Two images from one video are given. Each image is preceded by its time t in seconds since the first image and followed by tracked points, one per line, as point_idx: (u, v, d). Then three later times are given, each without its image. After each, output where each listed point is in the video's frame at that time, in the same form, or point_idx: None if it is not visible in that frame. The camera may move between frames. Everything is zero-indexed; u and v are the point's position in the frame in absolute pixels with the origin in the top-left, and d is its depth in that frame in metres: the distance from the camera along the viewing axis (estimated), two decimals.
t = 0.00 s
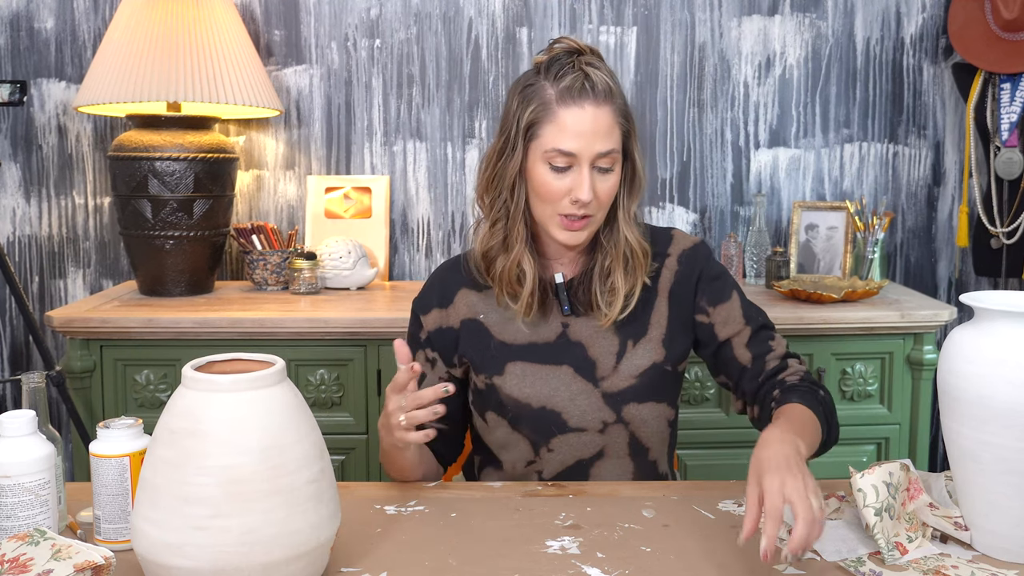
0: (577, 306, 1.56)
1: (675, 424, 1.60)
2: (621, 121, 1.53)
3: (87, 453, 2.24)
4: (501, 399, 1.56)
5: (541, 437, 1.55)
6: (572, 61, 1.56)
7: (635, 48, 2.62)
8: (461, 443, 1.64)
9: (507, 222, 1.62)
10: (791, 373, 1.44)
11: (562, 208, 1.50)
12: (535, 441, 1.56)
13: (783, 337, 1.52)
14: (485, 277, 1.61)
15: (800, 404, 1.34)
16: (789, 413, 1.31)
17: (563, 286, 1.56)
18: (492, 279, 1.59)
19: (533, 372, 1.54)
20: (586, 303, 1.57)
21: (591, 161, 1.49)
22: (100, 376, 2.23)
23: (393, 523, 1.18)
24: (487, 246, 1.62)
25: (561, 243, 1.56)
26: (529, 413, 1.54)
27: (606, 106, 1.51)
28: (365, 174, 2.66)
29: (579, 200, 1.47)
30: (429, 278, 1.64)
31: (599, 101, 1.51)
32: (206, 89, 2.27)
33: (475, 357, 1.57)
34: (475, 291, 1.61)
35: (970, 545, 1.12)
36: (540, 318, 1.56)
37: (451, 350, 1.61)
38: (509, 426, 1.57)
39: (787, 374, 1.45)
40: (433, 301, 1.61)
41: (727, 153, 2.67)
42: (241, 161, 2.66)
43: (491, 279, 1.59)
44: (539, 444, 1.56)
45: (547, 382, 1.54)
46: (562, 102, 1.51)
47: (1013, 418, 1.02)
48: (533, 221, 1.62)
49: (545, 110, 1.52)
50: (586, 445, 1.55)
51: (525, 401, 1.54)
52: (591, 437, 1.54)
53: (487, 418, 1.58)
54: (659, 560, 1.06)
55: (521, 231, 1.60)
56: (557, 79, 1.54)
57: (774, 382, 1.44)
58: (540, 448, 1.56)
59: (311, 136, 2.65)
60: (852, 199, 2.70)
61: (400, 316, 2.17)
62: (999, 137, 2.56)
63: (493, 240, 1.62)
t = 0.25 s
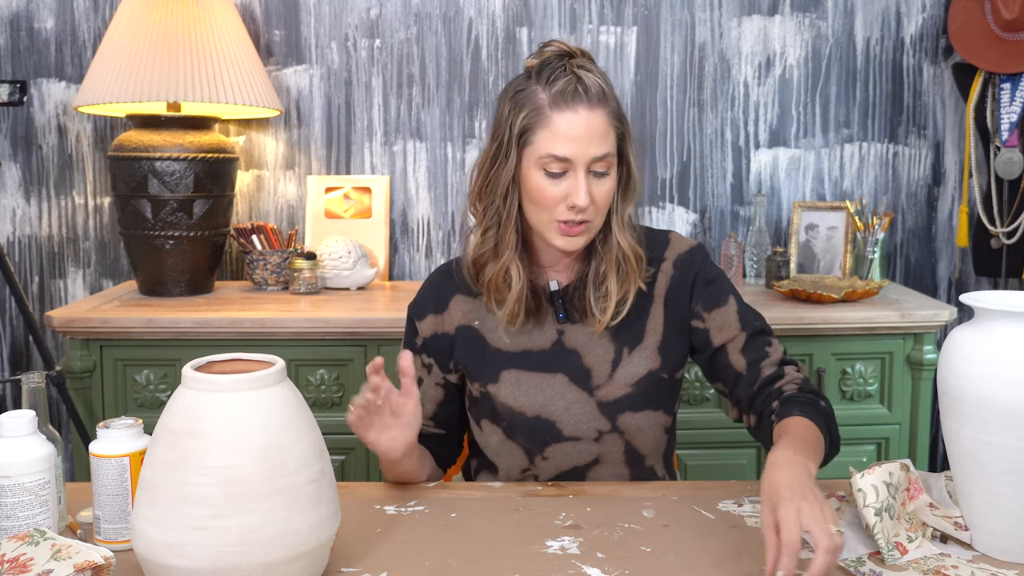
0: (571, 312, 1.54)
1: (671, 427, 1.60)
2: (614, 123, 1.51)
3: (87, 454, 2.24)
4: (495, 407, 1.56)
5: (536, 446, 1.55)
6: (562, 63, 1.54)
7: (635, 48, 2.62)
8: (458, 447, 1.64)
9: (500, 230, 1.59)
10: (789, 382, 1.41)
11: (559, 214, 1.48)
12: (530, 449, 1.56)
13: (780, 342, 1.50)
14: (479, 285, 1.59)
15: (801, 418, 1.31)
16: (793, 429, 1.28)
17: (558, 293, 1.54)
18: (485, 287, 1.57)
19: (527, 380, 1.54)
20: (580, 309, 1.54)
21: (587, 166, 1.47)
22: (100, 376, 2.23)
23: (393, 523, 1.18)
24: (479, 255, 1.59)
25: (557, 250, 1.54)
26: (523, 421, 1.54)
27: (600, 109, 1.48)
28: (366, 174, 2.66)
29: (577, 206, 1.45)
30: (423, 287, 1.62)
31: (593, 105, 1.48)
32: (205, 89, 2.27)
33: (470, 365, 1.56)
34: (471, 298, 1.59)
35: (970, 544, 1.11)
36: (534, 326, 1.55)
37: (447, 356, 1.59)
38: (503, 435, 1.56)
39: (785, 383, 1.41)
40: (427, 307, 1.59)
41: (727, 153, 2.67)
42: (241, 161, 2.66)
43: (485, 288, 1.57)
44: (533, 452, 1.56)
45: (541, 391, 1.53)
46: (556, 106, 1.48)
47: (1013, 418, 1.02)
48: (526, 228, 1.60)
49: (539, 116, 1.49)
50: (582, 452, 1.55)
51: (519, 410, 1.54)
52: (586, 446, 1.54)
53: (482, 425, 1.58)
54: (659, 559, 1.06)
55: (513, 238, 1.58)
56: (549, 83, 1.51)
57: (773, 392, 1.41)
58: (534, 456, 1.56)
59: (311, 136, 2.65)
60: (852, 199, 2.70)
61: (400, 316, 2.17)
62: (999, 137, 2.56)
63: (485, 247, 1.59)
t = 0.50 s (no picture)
0: (570, 318, 1.54)
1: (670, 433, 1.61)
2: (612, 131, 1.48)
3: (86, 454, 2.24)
4: (493, 414, 1.56)
5: (534, 453, 1.55)
6: (555, 72, 1.52)
7: (635, 48, 2.62)
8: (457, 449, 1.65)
9: (500, 244, 1.57)
10: (796, 389, 1.39)
11: (561, 227, 1.45)
12: (528, 457, 1.56)
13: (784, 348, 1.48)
14: (479, 299, 1.57)
15: (815, 427, 1.28)
16: (807, 440, 1.24)
17: (558, 301, 1.53)
18: (485, 303, 1.56)
19: (526, 388, 1.54)
20: (580, 316, 1.54)
21: (587, 177, 1.44)
22: (100, 376, 2.23)
23: (393, 523, 1.18)
24: (478, 271, 1.57)
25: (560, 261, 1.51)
26: (522, 429, 1.55)
27: (598, 118, 1.46)
28: (366, 174, 2.66)
29: (579, 218, 1.42)
30: (420, 289, 1.62)
31: (590, 114, 1.46)
32: (205, 89, 2.27)
33: (468, 372, 1.56)
34: (469, 303, 1.58)
35: (970, 544, 1.11)
36: (535, 335, 1.54)
37: (445, 361, 1.59)
38: (501, 442, 1.57)
39: (792, 391, 1.39)
40: (425, 312, 1.59)
41: (727, 153, 2.67)
42: (241, 161, 2.66)
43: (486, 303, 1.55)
44: (532, 460, 1.56)
45: (540, 399, 1.54)
46: (552, 118, 1.46)
47: (1013, 418, 1.02)
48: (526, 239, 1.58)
49: (535, 127, 1.47)
50: (581, 459, 1.55)
51: (518, 417, 1.54)
52: (585, 454, 1.55)
53: (480, 432, 1.58)
54: (659, 559, 1.06)
55: (513, 253, 1.55)
56: (544, 93, 1.49)
57: (780, 400, 1.38)
58: (533, 463, 1.56)
59: (311, 136, 2.65)
60: (852, 199, 2.70)
61: (400, 316, 2.17)
62: (999, 137, 2.56)
63: (484, 264, 1.57)
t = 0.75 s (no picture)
0: (570, 321, 1.54)
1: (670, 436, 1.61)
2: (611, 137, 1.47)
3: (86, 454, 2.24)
4: (492, 416, 1.56)
5: (534, 455, 1.56)
6: (554, 78, 1.51)
7: (635, 48, 2.62)
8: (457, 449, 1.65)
9: (499, 249, 1.57)
10: (797, 394, 1.39)
11: (560, 234, 1.45)
12: (528, 459, 1.56)
13: (784, 351, 1.47)
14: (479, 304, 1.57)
15: (817, 432, 1.29)
16: (809, 445, 1.25)
17: (557, 304, 1.53)
18: (484, 308, 1.55)
19: (526, 391, 1.54)
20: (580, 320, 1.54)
21: (586, 184, 1.43)
22: (100, 376, 2.23)
23: (393, 523, 1.18)
24: (478, 276, 1.57)
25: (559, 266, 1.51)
26: (521, 431, 1.55)
27: (596, 124, 1.45)
28: (365, 174, 2.66)
29: (578, 225, 1.42)
30: (420, 290, 1.62)
31: (588, 120, 1.45)
32: (205, 89, 2.27)
33: (468, 374, 1.56)
34: (469, 305, 1.58)
35: (970, 544, 1.11)
36: (534, 339, 1.54)
37: (445, 362, 1.59)
38: (501, 444, 1.57)
39: (793, 395, 1.39)
40: (425, 312, 1.59)
41: (727, 153, 2.67)
42: (241, 161, 2.66)
43: (486, 308, 1.55)
44: (531, 462, 1.57)
45: (540, 401, 1.54)
46: (550, 125, 1.45)
47: (1013, 418, 1.02)
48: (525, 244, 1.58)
49: (534, 135, 1.46)
50: (581, 462, 1.56)
51: (518, 420, 1.55)
52: (585, 457, 1.55)
53: (480, 434, 1.58)
54: (660, 559, 1.06)
55: (512, 259, 1.55)
56: (543, 100, 1.48)
57: (781, 404, 1.38)
58: (533, 466, 1.57)
59: (311, 136, 2.65)
60: (852, 199, 2.70)
61: (400, 316, 2.17)
62: (999, 137, 2.56)
63: (484, 269, 1.57)
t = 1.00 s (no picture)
0: (570, 322, 1.54)
1: (670, 437, 1.60)
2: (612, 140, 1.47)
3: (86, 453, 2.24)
4: (492, 416, 1.56)
5: (534, 455, 1.56)
6: (556, 81, 1.51)
7: (635, 48, 2.62)
8: (456, 448, 1.65)
9: (498, 250, 1.57)
10: (795, 398, 1.39)
11: (559, 236, 1.45)
12: (528, 459, 1.57)
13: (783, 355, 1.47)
14: (478, 304, 1.57)
15: (812, 438, 1.28)
16: (805, 450, 1.24)
17: (558, 305, 1.53)
18: (484, 309, 1.55)
19: (526, 391, 1.54)
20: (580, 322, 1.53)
21: (586, 187, 1.43)
22: (100, 376, 2.23)
23: (393, 523, 1.18)
24: (477, 275, 1.57)
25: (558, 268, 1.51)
26: (520, 431, 1.55)
27: (597, 127, 1.45)
28: (365, 174, 2.66)
29: (577, 228, 1.42)
30: (420, 290, 1.62)
31: (589, 123, 1.45)
32: (205, 89, 2.27)
33: (468, 374, 1.56)
34: (469, 305, 1.58)
35: (970, 544, 1.11)
36: (534, 340, 1.54)
37: (446, 362, 1.59)
38: (500, 444, 1.57)
39: (791, 399, 1.39)
40: (426, 312, 1.59)
41: (727, 153, 2.67)
42: (241, 161, 2.66)
43: (485, 309, 1.55)
44: (531, 463, 1.57)
45: (540, 402, 1.54)
46: (551, 127, 1.45)
47: (1013, 418, 1.02)
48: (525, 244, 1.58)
49: (534, 137, 1.46)
50: (580, 463, 1.56)
51: (517, 420, 1.55)
52: (584, 458, 1.55)
53: (479, 434, 1.58)
54: (660, 559, 1.06)
55: (511, 260, 1.55)
56: (544, 102, 1.48)
57: (778, 408, 1.38)
58: (532, 466, 1.57)
59: (311, 136, 2.65)
60: (852, 199, 2.70)
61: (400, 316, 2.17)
62: (999, 137, 2.56)
63: (483, 270, 1.57)
